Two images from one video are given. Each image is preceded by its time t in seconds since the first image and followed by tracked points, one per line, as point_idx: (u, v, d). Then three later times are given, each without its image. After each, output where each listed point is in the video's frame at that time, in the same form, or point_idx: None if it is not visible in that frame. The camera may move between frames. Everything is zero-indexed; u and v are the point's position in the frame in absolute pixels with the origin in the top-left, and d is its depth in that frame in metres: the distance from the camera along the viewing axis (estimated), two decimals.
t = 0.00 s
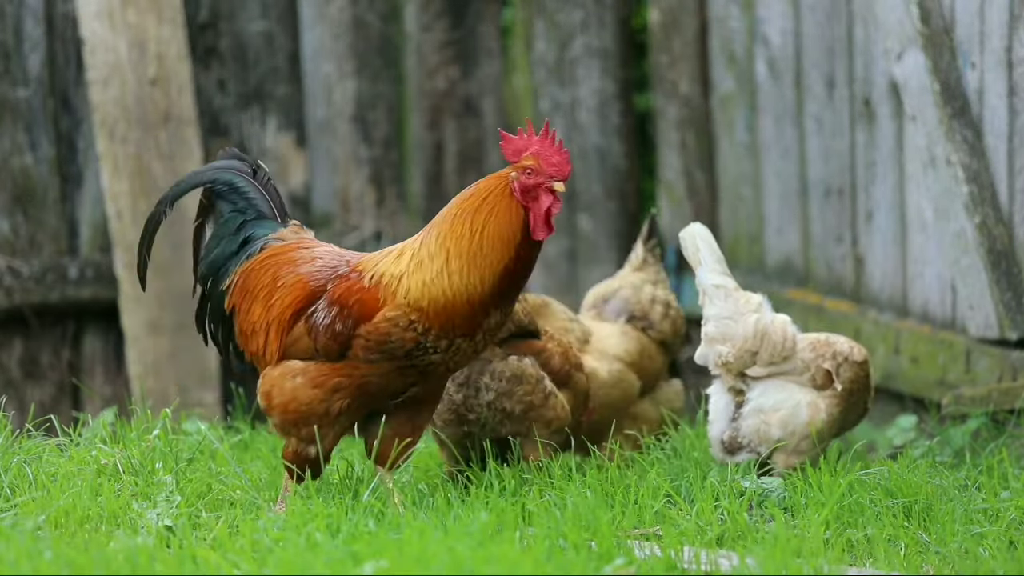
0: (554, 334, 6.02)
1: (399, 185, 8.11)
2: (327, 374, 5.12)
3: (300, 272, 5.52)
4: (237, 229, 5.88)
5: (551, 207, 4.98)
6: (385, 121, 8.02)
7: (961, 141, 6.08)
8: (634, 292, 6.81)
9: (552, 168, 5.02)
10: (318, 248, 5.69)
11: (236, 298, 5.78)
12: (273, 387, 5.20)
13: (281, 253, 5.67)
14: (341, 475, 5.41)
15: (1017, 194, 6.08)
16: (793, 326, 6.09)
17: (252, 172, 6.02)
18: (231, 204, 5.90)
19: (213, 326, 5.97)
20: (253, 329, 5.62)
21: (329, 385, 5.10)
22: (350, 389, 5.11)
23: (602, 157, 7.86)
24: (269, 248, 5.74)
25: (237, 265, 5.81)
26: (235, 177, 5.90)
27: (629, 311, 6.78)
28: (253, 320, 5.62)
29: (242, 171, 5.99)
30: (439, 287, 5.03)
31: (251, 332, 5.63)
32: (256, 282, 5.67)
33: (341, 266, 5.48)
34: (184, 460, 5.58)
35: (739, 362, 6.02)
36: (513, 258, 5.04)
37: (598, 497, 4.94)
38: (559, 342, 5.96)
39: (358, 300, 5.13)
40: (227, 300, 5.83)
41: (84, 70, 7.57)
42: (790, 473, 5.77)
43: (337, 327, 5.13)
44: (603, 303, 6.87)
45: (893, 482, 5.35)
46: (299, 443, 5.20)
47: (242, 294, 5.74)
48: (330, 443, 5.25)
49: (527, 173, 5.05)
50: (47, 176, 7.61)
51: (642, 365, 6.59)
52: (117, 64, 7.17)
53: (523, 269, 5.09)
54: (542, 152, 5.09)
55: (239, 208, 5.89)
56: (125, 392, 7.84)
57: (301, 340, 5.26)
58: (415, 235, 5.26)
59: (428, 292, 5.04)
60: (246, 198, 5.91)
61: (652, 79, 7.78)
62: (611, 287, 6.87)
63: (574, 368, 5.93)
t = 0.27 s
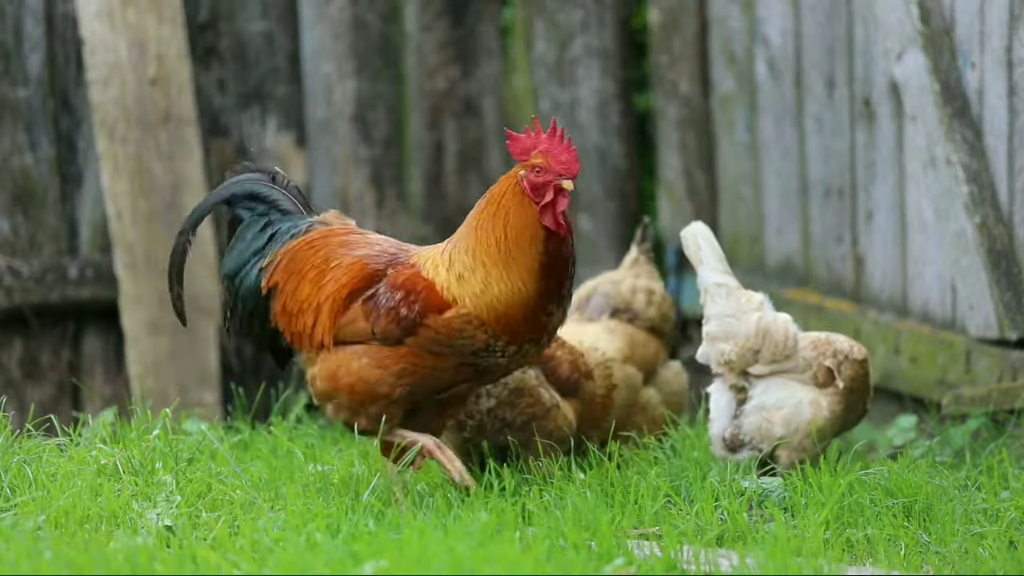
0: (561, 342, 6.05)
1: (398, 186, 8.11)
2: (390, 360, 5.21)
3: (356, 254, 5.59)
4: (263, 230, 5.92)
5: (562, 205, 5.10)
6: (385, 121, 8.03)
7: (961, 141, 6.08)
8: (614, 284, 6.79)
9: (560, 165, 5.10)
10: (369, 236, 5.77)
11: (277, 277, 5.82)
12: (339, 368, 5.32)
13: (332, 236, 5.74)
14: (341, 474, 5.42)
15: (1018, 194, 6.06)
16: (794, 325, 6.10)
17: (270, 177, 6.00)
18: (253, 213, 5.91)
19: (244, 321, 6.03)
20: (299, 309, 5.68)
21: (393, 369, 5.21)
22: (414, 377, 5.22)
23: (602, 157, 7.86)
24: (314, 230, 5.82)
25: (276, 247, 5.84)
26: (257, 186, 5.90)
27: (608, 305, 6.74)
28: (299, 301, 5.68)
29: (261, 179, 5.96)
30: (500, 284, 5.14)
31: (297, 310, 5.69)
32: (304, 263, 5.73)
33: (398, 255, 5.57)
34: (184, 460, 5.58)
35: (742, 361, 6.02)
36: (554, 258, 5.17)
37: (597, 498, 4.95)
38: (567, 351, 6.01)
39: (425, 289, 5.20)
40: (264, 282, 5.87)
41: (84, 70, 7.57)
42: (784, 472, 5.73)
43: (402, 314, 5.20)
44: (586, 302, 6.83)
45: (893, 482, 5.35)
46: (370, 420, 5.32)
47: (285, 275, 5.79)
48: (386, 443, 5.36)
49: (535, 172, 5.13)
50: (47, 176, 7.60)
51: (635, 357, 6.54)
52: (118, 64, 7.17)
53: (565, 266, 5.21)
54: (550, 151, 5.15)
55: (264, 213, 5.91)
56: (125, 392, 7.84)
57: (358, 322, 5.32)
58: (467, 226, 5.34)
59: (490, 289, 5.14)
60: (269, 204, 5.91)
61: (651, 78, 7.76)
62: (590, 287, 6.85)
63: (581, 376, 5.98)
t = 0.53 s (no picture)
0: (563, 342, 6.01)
1: (398, 186, 8.10)
2: (449, 381, 5.16)
3: (396, 269, 5.52)
4: (299, 223, 5.98)
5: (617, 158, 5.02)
6: (385, 121, 7.98)
7: (961, 141, 6.09)
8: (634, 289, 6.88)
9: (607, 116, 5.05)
10: (404, 244, 5.70)
11: (317, 295, 5.77)
12: (402, 396, 5.27)
13: (366, 248, 5.68)
14: (342, 474, 5.42)
15: (1017, 194, 6.11)
16: (801, 327, 6.13)
17: (314, 167, 6.11)
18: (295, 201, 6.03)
19: (272, 316, 5.97)
20: (345, 328, 5.62)
21: (455, 389, 5.15)
22: (476, 393, 5.16)
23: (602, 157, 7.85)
24: (346, 245, 5.76)
25: (312, 261, 5.80)
26: (295, 171, 6.03)
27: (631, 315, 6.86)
28: (344, 318, 5.62)
29: (303, 166, 6.09)
30: (549, 276, 5.04)
31: (344, 331, 5.62)
32: (345, 279, 5.66)
33: (437, 265, 5.49)
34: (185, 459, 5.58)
35: (755, 367, 5.98)
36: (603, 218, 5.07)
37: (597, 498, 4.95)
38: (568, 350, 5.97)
39: (474, 304, 5.11)
40: (303, 297, 5.82)
41: (84, 70, 7.57)
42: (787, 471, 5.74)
43: (454, 331, 5.12)
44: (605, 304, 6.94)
45: (893, 482, 5.34)
46: (440, 444, 5.25)
47: (327, 293, 5.73)
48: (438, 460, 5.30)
49: (590, 130, 5.07)
50: (47, 176, 7.60)
51: (653, 367, 6.56)
52: (117, 64, 7.17)
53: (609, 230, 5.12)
54: (598, 107, 5.10)
55: (301, 203, 6.00)
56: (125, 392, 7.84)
57: (411, 343, 5.26)
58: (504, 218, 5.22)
59: (539, 282, 5.05)
60: (309, 193, 6.02)
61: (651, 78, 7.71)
62: (610, 290, 6.96)
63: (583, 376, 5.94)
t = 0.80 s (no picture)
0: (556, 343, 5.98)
1: (398, 185, 8.04)
2: (478, 376, 5.15)
3: (423, 263, 5.49)
4: (319, 220, 5.90)
5: (630, 150, 5.08)
6: (385, 121, 7.95)
7: (960, 141, 6.09)
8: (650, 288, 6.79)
9: (627, 108, 5.09)
10: (431, 237, 5.66)
11: (345, 291, 5.74)
12: (425, 389, 5.24)
13: (393, 243, 5.64)
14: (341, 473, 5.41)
15: (1017, 194, 6.12)
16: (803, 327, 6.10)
17: (326, 160, 5.96)
18: (310, 198, 5.91)
19: (301, 318, 5.94)
20: (374, 325, 5.60)
21: (483, 384, 5.16)
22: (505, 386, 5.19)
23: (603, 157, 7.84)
24: (372, 239, 5.71)
25: (339, 256, 5.75)
26: (307, 168, 5.87)
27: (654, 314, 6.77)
28: (373, 314, 5.60)
29: (315, 161, 5.93)
30: (576, 266, 5.04)
31: (374, 326, 5.60)
32: (373, 275, 5.63)
33: (464, 258, 5.46)
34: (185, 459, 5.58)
35: (761, 370, 5.93)
36: (624, 205, 5.08)
37: (597, 499, 4.95)
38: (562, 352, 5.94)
39: (502, 300, 5.09)
40: (331, 294, 5.79)
41: (84, 70, 7.56)
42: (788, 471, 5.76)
43: (484, 327, 5.11)
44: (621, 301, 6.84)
45: (893, 482, 5.34)
46: (459, 439, 5.23)
47: (355, 289, 5.70)
48: (444, 455, 5.29)
49: (605, 120, 5.10)
50: (47, 176, 7.60)
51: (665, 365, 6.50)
52: (117, 64, 7.16)
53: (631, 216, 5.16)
54: (613, 97, 5.12)
55: (318, 200, 5.90)
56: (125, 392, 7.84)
57: (440, 340, 5.24)
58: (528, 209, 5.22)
59: (566, 272, 5.05)
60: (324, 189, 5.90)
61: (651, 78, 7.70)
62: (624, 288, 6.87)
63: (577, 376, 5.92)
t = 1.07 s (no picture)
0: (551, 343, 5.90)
1: (399, 186, 8.01)
2: (486, 379, 5.00)
3: (435, 263, 5.34)
4: (332, 218, 5.76)
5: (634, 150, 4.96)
6: (384, 121, 7.93)
7: (961, 140, 6.07)
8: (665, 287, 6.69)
9: (629, 109, 4.95)
10: (446, 235, 5.50)
11: (359, 287, 5.62)
12: (434, 390, 5.11)
13: (409, 241, 5.51)
14: (341, 473, 5.41)
15: (1017, 194, 6.07)
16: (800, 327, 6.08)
17: (336, 157, 5.81)
18: (323, 196, 5.77)
19: (318, 319, 5.85)
20: (386, 323, 5.47)
21: (490, 386, 5.01)
22: (513, 388, 5.03)
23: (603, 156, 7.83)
24: (387, 237, 5.58)
25: (354, 253, 5.63)
26: (318, 165, 5.72)
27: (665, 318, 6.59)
28: (385, 312, 5.48)
29: (324, 158, 5.78)
30: (585, 266, 4.87)
31: (385, 325, 5.48)
32: (386, 272, 5.50)
33: (477, 257, 5.29)
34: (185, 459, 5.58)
35: (758, 370, 5.93)
36: (627, 205, 4.94)
37: (597, 499, 4.96)
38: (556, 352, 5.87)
39: (510, 302, 4.92)
40: (345, 290, 5.67)
41: (84, 69, 7.56)
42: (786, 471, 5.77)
43: (493, 330, 4.94)
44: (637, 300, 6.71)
45: (893, 482, 5.34)
46: (464, 439, 5.14)
47: (368, 286, 5.58)
48: (450, 452, 5.21)
49: (605, 120, 4.96)
50: (47, 176, 7.60)
51: (677, 364, 6.39)
52: (117, 64, 7.17)
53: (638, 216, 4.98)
54: (612, 96, 4.99)
55: (331, 198, 5.76)
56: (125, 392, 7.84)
57: (449, 341, 5.09)
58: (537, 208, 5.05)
59: (576, 273, 4.87)
60: (337, 186, 5.76)
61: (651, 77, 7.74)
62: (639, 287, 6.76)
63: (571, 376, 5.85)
